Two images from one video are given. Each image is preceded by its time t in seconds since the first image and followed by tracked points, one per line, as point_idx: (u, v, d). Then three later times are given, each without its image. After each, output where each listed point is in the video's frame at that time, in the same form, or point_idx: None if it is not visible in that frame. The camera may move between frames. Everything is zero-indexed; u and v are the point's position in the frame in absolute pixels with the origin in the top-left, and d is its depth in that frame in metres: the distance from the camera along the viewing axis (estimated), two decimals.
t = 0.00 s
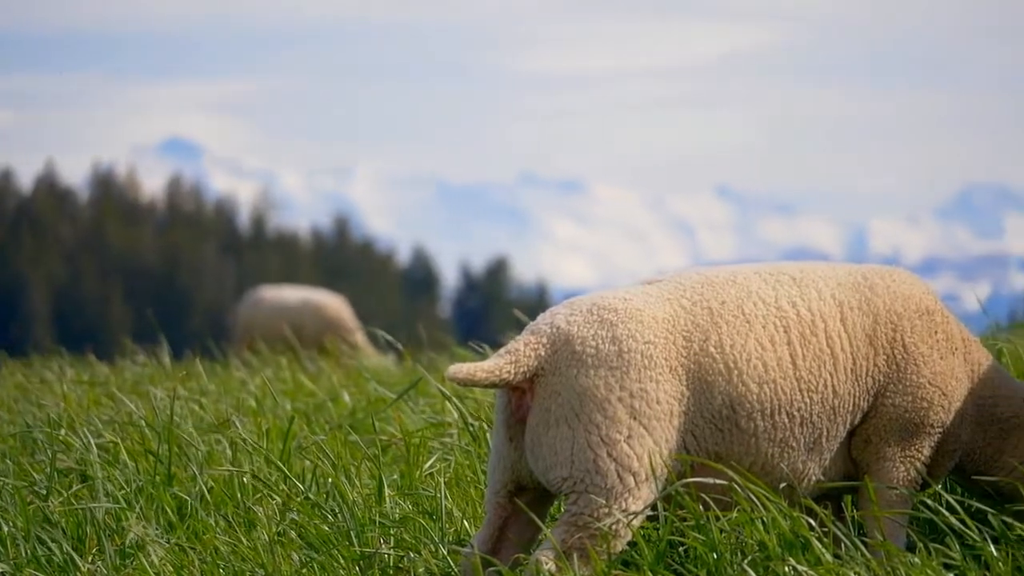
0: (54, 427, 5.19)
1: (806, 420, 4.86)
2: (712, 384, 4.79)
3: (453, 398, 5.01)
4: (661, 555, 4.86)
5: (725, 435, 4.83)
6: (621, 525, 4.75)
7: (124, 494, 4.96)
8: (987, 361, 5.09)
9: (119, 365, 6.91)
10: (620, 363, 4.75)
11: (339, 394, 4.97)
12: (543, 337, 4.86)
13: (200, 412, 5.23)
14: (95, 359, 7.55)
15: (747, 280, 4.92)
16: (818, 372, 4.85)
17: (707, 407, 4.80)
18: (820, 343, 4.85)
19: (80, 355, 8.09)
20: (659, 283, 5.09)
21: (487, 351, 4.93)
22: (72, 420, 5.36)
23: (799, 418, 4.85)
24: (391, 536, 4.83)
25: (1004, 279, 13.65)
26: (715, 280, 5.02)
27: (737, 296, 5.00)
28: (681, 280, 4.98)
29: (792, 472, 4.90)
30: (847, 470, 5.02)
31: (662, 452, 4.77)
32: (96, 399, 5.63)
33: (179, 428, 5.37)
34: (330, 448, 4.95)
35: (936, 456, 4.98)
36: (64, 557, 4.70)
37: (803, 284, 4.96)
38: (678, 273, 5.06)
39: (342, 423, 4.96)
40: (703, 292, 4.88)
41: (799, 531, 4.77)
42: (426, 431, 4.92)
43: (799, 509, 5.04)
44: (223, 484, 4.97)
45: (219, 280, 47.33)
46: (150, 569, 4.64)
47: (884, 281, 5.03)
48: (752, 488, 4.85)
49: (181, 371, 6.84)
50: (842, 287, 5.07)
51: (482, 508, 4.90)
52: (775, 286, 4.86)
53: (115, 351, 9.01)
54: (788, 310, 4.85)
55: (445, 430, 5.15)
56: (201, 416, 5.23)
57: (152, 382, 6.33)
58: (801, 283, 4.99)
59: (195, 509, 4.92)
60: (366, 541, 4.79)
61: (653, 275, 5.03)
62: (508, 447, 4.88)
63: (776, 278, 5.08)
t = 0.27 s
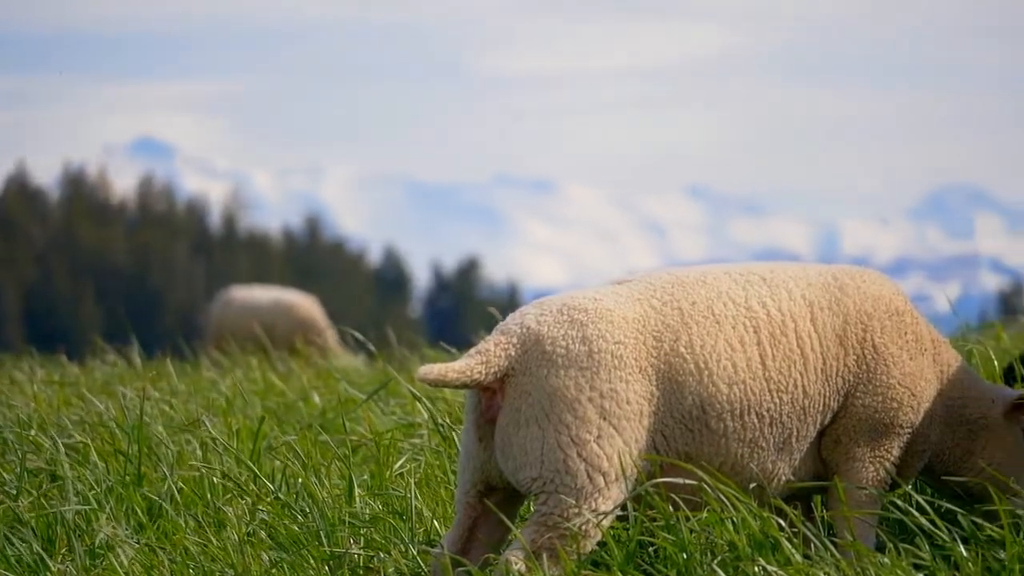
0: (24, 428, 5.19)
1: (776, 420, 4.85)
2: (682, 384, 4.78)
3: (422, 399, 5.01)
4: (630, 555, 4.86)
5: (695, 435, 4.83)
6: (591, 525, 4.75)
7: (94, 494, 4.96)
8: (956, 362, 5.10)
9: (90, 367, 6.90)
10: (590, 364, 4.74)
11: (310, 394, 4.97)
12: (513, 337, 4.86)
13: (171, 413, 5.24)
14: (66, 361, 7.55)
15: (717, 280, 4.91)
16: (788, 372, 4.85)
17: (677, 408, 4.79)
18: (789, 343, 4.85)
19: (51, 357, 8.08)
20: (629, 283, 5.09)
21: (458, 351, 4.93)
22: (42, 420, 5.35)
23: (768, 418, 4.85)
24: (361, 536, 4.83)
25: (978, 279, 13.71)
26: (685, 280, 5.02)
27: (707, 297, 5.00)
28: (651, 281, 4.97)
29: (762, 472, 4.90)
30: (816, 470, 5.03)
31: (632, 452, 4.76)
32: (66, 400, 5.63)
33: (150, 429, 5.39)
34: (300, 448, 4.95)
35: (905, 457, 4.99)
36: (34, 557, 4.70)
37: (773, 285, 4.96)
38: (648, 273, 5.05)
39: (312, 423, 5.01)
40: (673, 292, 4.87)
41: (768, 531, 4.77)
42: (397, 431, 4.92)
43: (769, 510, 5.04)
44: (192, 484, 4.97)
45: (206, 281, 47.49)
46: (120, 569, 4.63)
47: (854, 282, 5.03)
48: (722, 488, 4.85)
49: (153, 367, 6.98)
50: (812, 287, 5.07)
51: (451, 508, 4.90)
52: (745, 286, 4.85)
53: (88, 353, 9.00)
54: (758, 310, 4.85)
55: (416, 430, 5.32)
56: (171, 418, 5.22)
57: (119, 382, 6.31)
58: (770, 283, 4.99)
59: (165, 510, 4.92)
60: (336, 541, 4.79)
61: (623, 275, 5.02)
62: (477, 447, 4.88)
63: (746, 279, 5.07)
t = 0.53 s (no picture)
0: None
1: (744, 420, 4.87)
2: (651, 385, 4.78)
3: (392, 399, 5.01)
4: (599, 556, 4.86)
5: (664, 435, 4.83)
6: (560, 525, 4.75)
7: (64, 495, 4.97)
8: (926, 362, 5.10)
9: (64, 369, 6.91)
10: (560, 364, 4.74)
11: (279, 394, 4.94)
12: (482, 337, 4.85)
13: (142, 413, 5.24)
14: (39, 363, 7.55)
15: (686, 281, 4.92)
16: (757, 372, 4.86)
17: (646, 408, 4.80)
18: (758, 343, 4.86)
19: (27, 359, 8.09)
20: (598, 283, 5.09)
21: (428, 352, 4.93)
22: (14, 421, 5.36)
23: (737, 418, 4.86)
24: (330, 536, 4.83)
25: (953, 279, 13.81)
26: (654, 281, 5.02)
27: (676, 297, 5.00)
28: (620, 281, 4.98)
29: (731, 472, 4.91)
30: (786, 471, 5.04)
31: (601, 452, 4.77)
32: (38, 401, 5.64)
33: (120, 429, 5.39)
34: (271, 448, 4.95)
35: (874, 457, 4.98)
36: (3, 558, 4.70)
37: (742, 285, 4.97)
38: (617, 273, 5.06)
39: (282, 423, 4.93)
40: (642, 292, 4.88)
41: (738, 532, 4.76)
42: (367, 431, 4.91)
43: (738, 510, 5.04)
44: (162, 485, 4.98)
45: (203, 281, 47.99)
46: (88, 570, 4.64)
47: (823, 281, 5.04)
48: (691, 488, 4.85)
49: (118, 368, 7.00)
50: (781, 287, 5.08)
51: (421, 508, 4.90)
52: (713, 287, 4.86)
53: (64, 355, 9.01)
54: (726, 311, 4.86)
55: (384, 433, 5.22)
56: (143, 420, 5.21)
57: (91, 383, 6.32)
58: (739, 283, 5.00)
59: (135, 510, 4.93)
60: (305, 541, 4.79)
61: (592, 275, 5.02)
62: (447, 447, 4.88)
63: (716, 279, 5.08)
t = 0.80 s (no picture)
0: None
1: (714, 420, 4.87)
2: (621, 385, 4.79)
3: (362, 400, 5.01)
4: (569, 556, 4.83)
5: (634, 436, 4.83)
6: (530, 526, 4.75)
7: (33, 495, 5.02)
8: (894, 362, 5.13)
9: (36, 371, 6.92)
10: (529, 364, 4.74)
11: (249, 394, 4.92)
12: (452, 338, 4.85)
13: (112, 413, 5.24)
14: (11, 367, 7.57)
15: (655, 281, 4.92)
16: (726, 373, 4.86)
17: (615, 409, 4.80)
18: (726, 344, 4.87)
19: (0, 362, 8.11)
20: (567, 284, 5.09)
21: (398, 352, 4.93)
22: None
23: (706, 419, 4.86)
24: (300, 536, 4.83)
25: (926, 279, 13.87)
26: (623, 281, 5.02)
27: (645, 298, 5.00)
28: (589, 281, 4.98)
29: (701, 473, 4.91)
30: (755, 471, 5.04)
31: (570, 453, 4.76)
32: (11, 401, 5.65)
33: (91, 430, 5.41)
34: (241, 448, 4.94)
35: (842, 457, 5.01)
36: None
37: (711, 286, 4.97)
38: (586, 274, 5.06)
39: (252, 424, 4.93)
40: (611, 292, 4.88)
41: (707, 532, 4.76)
42: (337, 432, 4.91)
43: (709, 510, 5.04)
44: (132, 485, 4.99)
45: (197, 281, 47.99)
46: (57, 571, 4.64)
47: (792, 282, 5.05)
48: (660, 489, 4.85)
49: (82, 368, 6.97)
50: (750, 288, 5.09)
51: (391, 508, 4.90)
52: (682, 287, 4.87)
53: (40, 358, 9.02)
54: (695, 311, 4.86)
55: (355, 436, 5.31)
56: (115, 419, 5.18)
57: (64, 385, 6.32)
58: (708, 284, 5.01)
59: (105, 511, 4.94)
60: (275, 542, 4.79)
61: (561, 276, 5.02)
62: (417, 448, 4.88)
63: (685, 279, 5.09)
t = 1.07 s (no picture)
0: None
1: (684, 420, 4.87)
2: (592, 386, 4.78)
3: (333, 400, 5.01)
4: (540, 557, 4.83)
5: (605, 437, 4.83)
6: (501, 526, 4.74)
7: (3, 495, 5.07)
8: (863, 363, 5.16)
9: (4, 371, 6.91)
10: (500, 365, 4.73)
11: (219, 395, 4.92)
12: (423, 338, 4.84)
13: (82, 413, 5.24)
14: None
15: (626, 282, 4.92)
16: (697, 373, 4.86)
17: (586, 409, 4.79)
18: (697, 344, 4.86)
19: None
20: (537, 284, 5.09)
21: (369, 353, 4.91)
22: None
23: (677, 419, 4.86)
24: (270, 537, 4.83)
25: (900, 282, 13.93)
26: (594, 282, 5.02)
27: (616, 298, 5.00)
28: (560, 282, 4.97)
29: (671, 474, 4.91)
30: (725, 472, 5.05)
31: (541, 454, 4.76)
32: None
33: (62, 431, 5.44)
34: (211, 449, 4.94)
35: (812, 457, 5.02)
36: None
37: (681, 286, 4.97)
38: (556, 274, 5.05)
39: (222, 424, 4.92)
40: (583, 293, 4.88)
41: (677, 533, 4.76)
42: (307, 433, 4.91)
43: (679, 511, 5.04)
44: (102, 486, 4.99)
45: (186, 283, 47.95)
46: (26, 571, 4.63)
47: (762, 282, 5.05)
48: (631, 490, 4.84)
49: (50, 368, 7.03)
50: (720, 288, 5.09)
51: (361, 509, 4.89)
52: (653, 288, 4.86)
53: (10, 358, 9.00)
54: (666, 312, 4.86)
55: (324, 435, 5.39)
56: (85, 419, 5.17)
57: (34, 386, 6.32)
58: (678, 284, 5.01)
59: (75, 511, 4.93)
60: (246, 543, 4.79)
61: (532, 276, 5.01)
62: (388, 448, 4.86)
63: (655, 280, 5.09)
